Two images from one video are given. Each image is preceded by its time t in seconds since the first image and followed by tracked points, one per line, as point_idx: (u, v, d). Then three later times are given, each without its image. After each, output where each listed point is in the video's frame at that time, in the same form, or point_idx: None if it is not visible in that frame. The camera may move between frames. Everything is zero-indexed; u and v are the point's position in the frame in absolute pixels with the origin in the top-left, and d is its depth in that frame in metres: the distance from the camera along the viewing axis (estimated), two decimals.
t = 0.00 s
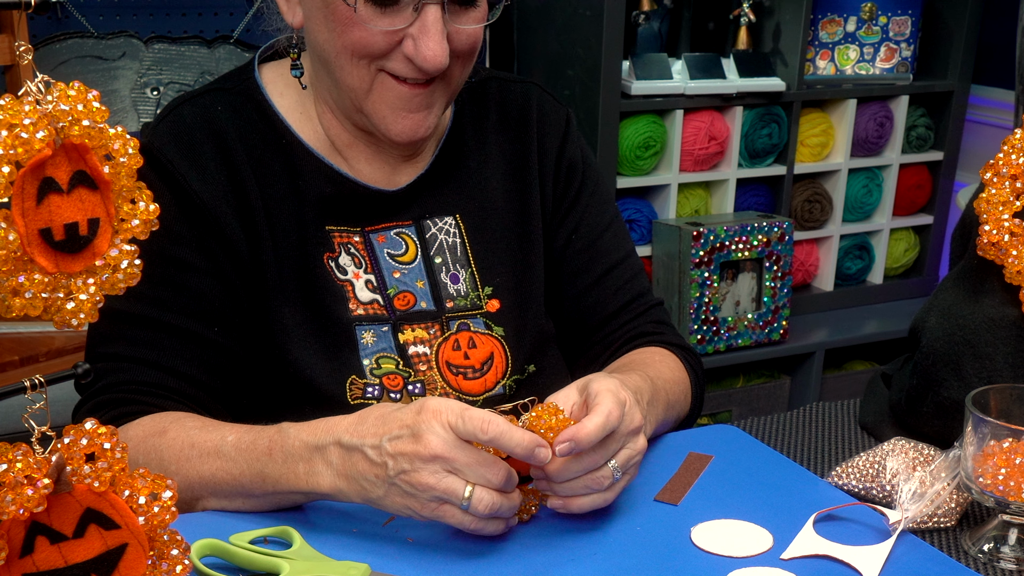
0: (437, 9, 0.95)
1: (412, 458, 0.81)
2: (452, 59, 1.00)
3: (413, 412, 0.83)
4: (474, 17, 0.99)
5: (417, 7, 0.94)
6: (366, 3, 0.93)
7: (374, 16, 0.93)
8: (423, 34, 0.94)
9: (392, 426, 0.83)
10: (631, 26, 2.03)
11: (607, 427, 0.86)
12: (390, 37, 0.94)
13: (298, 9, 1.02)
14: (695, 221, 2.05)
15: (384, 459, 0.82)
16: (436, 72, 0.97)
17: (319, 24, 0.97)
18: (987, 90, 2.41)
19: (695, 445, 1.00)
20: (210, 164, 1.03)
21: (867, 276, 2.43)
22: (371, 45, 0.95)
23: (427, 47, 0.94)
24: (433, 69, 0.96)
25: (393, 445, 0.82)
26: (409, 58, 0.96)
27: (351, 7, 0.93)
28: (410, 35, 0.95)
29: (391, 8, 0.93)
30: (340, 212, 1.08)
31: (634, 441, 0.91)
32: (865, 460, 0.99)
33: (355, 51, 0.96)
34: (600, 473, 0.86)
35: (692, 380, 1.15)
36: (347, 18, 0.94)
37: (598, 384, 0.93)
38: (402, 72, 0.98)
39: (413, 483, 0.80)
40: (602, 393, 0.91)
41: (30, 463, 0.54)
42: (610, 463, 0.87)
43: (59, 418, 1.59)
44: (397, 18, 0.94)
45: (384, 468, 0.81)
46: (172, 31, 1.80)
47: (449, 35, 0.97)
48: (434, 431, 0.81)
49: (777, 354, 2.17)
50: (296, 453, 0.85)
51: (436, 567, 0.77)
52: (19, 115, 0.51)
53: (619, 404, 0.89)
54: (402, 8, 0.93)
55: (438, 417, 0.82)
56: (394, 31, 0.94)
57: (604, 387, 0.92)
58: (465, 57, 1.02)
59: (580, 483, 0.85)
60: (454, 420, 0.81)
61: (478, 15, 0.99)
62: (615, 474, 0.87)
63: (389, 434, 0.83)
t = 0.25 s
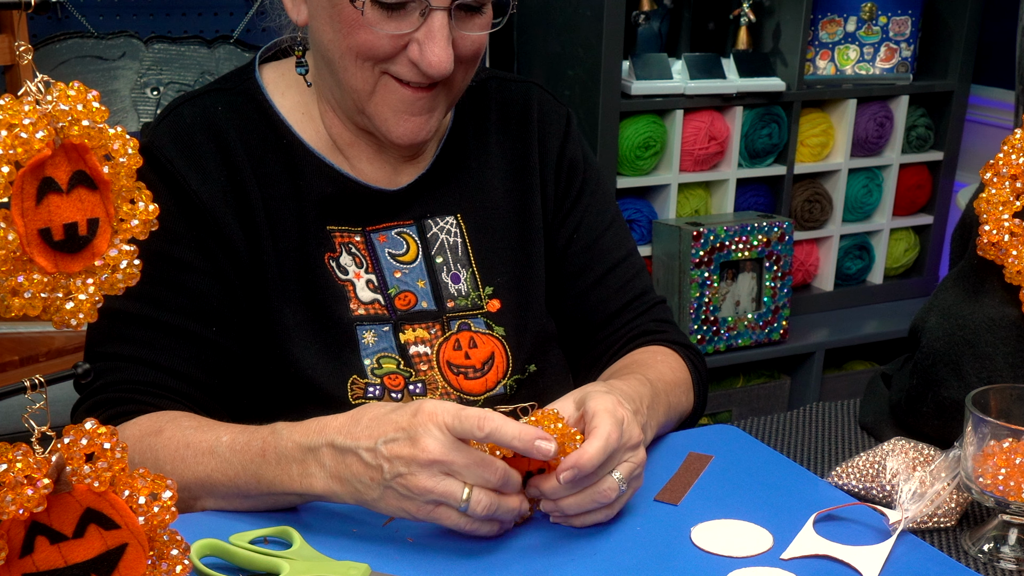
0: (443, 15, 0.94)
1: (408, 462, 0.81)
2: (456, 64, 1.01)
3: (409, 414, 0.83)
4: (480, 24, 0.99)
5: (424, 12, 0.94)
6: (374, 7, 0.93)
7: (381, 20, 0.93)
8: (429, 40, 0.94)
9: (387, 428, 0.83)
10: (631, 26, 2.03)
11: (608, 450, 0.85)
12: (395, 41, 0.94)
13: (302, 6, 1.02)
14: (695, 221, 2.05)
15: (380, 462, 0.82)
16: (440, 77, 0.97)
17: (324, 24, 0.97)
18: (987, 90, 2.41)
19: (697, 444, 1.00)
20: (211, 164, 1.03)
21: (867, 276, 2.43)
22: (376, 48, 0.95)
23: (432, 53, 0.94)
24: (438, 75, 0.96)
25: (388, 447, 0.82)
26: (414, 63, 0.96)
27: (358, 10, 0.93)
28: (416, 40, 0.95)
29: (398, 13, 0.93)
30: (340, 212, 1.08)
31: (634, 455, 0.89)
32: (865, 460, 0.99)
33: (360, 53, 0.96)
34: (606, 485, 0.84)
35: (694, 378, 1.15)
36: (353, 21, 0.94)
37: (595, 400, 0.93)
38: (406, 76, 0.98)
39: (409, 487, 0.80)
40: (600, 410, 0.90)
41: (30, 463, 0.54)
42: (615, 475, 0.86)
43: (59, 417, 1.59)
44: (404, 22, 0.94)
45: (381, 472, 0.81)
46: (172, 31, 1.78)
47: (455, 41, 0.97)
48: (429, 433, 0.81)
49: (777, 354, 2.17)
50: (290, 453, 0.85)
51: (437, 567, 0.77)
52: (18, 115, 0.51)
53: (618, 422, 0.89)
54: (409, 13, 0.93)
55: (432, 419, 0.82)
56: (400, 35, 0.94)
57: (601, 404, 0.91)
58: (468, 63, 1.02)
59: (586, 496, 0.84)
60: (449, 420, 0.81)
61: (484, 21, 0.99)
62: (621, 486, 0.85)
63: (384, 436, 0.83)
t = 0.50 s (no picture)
0: (450, 19, 0.94)
1: (412, 451, 0.81)
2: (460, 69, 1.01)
3: (418, 407, 0.84)
4: (484, 28, 0.99)
5: (431, 17, 0.94)
6: (380, 10, 0.93)
7: (387, 23, 0.94)
8: (434, 43, 0.94)
9: (396, 419, 0.84)
10: (631, 26, 2.03)
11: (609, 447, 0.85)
12: (401, 44, 0.94)
13: (307, 6, 1.02)
14: (695, 221, 2.05)
15: (386, 452, 0.82)
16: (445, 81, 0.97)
17: (329, 25, 0.97)
18: (987, 90, 2.41)
19: (697, 444, 1.00)
20: (211, 164, 1.03)
21: (867, 276, 2.43)
22: (381, 51, 0.95)
23: (438, 57, 0.94)
24: (443, 78, 0.96)
25: (394, 437, 0.82)
26: (419, 66, 0.96)
27: (365, 12, 0.93)
28: (422, 43, 0.95)
29: (404, 16, 0.93)
30: (341, 211, 1.08)
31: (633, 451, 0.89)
32: (865, 460, 0.99)
33: (365, 55, 0.96)
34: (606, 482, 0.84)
35: (694, 377, 1.15)
36: (359, 23, 0.94)
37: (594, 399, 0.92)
38: (410, 79, 0.98)
39: (412, 476, 0.80)
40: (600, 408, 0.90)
41: (30, 463, 0.54)
42: (615, 471, 0.86)
43: (59, 417, 1.59)
44: (410, 26, 0.94)
45: (387, 461, 0.81)
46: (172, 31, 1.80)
47: (460, 45, 0.97)
48: (437, 423, 0.82)
49: (777, 354, 2.17)
50: (301, 447, 0.85)
51: (438, 566, 0.77)
52: (18, 115, 0.51)
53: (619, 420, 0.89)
54: (415, 16, 0.93)
55: (441, 411, 0.82)
56: (406, 38, 0.94)
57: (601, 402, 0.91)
58: (471, 66, 1.02)
59: (586, 493, 0.84)
60: (459, 412, 0.82)
61: (488, 26, 0.99)
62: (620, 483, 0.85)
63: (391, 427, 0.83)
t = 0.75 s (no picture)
0: (453, 19, 0.94)
1: (409, 447, 0.81)
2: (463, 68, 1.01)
3: (413, 405, 0.84)
4: (487, 28, 0.99)
5: (435, 16, 0.94)
6: (384, 9, 0.93)
7: (391, 22, 0.93)
8: (438, 43, 0.94)
9: (392, 419, 0.83)
10: (631, 26, 2.03)
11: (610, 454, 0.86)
12: (405, 44, 0.94)
13: (309, 4, 1.01)
14: (695, 221, 2.05)
15: (384, 451, 0.82)
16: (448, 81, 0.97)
17: (333, 24, 0.97)
18: (987, 90, 2.41)
19: (698, 445, 1.00)
20: (212, 163, 1.03)
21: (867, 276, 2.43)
22: (385, 50, 0.95)
23: (441, 57, 0.94)
24: (446, 78, 0.96)
25: (390, 435, 0.82)
26: (422, 65, 0.96)
27: (369, 11, 0.93)
28: (425, 43, 0.95)
29: (408, 15, 0.93)
30: (341, 210, 1.08)
31: (645, 454, 0.89)
32: (865, 460, 0.99)
33: (369, 54, 0.96)
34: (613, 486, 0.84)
35: (697, 377, 1.15)
36: (364, 22, 0.94)
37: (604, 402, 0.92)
38: (413, 79, 0.98)
39: (409, 473, 0.80)
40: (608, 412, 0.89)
41: (30, 463, 0.54)
42: (623, 475, 0.86)
43: (59, 418, 1.59)
44: (414, 25, 0.94)
45: (385, 461, 0.81)
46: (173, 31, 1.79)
47: (463, 45, 0.97)
48: (432, 419, 0.81)
49: (777, 354, 2.17)
50: (302, 449, 0.85)
51: (439, 566, 0.77)
52: (18, 115, 0.51)
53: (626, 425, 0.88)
54: (420, 16, 0.93)
55: (436, 406, 0.82)
56: (409, 38, 0.94)
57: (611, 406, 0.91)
58: (474, 66, 1.02)
59: (593, 497, 0.84)
60: (453, 407, 0.82)
61: (491, 26, 0.99)
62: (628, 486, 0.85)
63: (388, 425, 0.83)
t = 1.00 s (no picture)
0: (457, 17, 0.95)
1: (414, 451, 0.81)
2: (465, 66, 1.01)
3: (421, 408, 0.84)
4: (490, 27, 0.99)
5: (439, 14, 0.94)
6: (388, 7, 0.93)
7: (395, 20, 0.93)
8: (442, 41, 0.94)
9: (400, 420, 0.83)
10: (631, 26, 2.03)
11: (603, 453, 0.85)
12: (409, 41, 0.94)
13: (312, 3, 1.02)
14: (695, 221, 2.05)
15: (388, 452, 0.82)
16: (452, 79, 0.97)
17: (336, 22, 0.97)
18: (987, 90, 2.41)
19: (698, 445, 1.00)
20: (212, 162, 1.03)
21: (867, 276, 2.43)
22: (389, 48, 0.95)
23: (445, 54, 0.94)
24: (450, 76, 0.96)
25: (397, 437, 0.82)
26: (426, 63, 0.96)
27: (373, 9, 0.93)
28: (429, 41, 0.95)
29: (412, 13, 0.93)
30: (342, 209, 1.08)
31: (647, 456, 0.89)
32: (865, 460, 0.99)
33: (372, 52, 0.96)
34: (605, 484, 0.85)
35: (700, 379, 1.15)
36: (367, 20, 0.94)
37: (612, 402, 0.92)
38: (416, 77, 0.98)
39: (413, 476, 0.80)
40: (609, 412, 0.89)
41: (30, 463, 0.54)
42: (617, 473, 0.86)
43: (59, 417, 1.59)
44: (418, 23, 0.94)
45: (388, 461, 0.81)
46: (173, 31, 1.81)
47: (466, 43, 0.97)
48: (439, 423, 0.82)
49: (777, 354, 2.17)
50: (304, 445, 0.85)
51: (439, 565, 0.77)
52: (18, 115, 0.51)
53: (624, 427, 0.88)
54: (423, 13, 0.94)
55: (445, 410, 0.82)
56: (413, 36, 0.94)
57: (617, 406, 0.90)
58: (476, 65, 1.02)
59: (586, 494, 0.85)
60: (462, 413, 0.82)
61: (494, 25, 0.99)
62: (621, 485, 0.86)
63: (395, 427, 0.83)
